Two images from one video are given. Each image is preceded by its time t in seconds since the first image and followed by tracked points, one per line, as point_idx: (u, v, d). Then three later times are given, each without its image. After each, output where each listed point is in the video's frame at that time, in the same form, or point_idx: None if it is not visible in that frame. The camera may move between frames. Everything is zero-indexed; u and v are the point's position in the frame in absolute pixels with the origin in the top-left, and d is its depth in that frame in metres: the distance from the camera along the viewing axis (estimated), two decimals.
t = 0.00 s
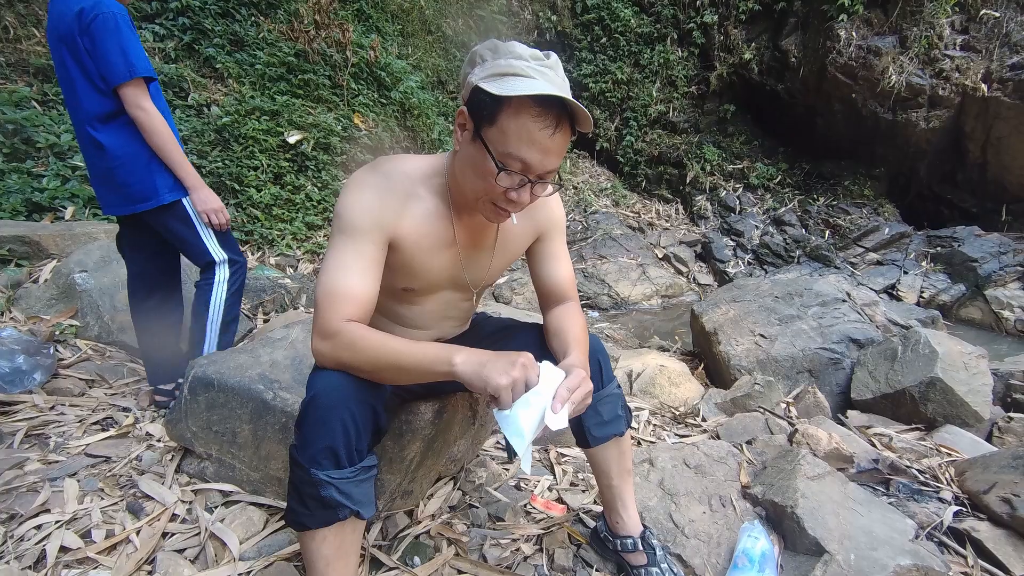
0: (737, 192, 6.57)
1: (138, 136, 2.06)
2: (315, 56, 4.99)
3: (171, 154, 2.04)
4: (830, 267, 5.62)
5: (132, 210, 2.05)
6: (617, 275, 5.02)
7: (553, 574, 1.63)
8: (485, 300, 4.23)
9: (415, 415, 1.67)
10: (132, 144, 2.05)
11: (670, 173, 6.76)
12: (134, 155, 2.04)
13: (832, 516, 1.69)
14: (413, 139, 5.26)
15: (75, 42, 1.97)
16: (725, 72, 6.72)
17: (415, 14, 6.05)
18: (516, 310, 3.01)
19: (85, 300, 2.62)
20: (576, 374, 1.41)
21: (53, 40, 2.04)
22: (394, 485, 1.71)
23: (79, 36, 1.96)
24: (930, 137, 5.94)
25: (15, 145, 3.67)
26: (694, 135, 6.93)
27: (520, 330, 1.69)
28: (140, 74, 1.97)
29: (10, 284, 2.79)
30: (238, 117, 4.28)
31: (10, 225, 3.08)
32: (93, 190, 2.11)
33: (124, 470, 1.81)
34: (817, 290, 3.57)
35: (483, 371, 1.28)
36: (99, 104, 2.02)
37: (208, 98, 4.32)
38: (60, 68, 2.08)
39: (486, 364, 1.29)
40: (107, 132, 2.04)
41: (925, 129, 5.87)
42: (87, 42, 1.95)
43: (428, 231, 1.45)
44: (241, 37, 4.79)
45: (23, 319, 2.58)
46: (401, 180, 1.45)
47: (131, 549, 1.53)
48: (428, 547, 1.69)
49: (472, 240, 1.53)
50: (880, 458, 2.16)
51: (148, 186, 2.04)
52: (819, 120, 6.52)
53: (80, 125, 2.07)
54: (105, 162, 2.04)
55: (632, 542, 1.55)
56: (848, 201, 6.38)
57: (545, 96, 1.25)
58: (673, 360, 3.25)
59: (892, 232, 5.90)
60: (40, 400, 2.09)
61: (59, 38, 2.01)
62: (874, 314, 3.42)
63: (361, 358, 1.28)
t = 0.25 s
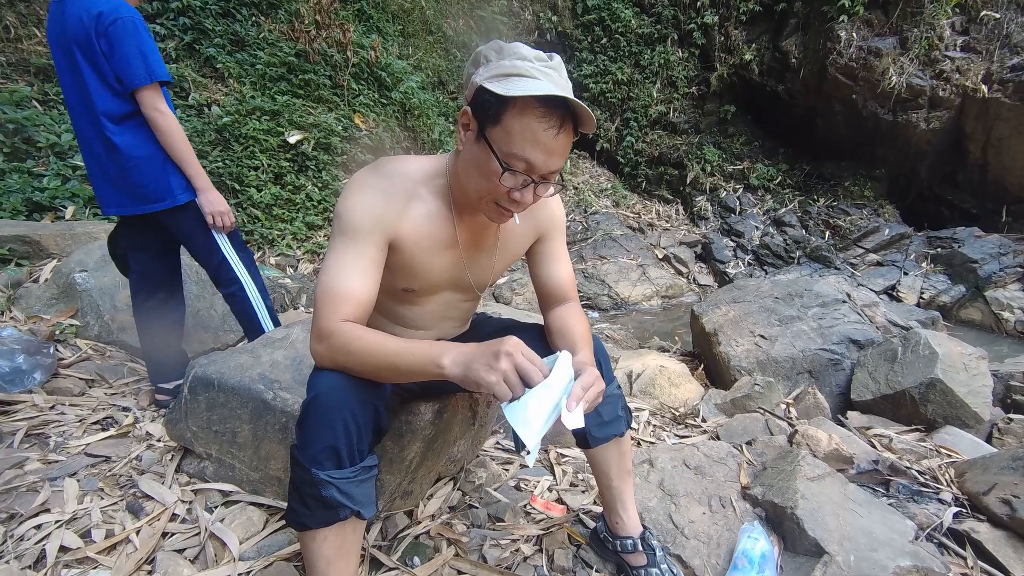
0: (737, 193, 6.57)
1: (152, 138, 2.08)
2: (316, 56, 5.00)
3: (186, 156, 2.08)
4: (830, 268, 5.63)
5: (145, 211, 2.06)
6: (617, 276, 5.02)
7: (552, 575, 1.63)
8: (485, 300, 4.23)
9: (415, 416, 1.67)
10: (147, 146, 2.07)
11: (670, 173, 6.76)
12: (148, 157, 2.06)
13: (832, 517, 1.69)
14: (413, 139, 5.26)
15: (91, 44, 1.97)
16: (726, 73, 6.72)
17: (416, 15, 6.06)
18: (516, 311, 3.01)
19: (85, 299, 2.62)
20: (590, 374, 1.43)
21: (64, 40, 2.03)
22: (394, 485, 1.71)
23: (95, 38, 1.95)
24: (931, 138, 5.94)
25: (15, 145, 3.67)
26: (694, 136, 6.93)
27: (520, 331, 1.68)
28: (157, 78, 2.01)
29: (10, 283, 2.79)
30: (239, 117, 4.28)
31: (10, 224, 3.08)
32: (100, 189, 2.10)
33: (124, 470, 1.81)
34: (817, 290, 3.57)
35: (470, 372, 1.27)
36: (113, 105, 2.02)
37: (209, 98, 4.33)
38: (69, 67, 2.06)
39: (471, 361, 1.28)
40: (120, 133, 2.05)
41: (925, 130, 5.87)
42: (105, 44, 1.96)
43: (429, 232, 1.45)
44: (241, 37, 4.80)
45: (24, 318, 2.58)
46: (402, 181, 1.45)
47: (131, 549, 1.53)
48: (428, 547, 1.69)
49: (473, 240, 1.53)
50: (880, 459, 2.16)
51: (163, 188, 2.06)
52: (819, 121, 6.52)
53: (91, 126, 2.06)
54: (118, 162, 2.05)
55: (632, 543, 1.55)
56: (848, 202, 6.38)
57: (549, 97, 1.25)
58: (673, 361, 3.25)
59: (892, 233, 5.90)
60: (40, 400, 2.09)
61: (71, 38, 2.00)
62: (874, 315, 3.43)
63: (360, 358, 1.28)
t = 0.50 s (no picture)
0: (738, 195, 6.56)
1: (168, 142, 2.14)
2: (317, 59, 5.01)
3: (202, 160, 2.14)
4: (831, 270, 5.62)
5: (159, 211, 2.11)
6: (617, 278, 5.02)
7: None
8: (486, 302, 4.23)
9: (415, 418, 1.67)
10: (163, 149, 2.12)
11: (671, 176, 6.76)
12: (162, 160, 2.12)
13: (833, 520, 1.69)
14: (414, 141, 5.26)
15: (110, 47, 2.00)
16: (726, 75, 6.73)
17: (417, 17, 6.07)
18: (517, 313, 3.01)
19: (86, 301, 2.62)
20: (581, 374, 1.42)
21: (78, 41, 2.04)
22: (394, 487, 1.71)
23: (115, 42, 1.99)
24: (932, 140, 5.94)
25: (17, 147, 3.68)
26: (695, 138, 6.93)
27: (520, 333, 1.68)
28: (175, 84, 2.07)
29: (11, 285, 2.79)
30: (240, 119, 4.29)
31: (12, 226, 3.08)
32: (107, 188, 2.10)
33: (124, 472, 1.81)
34: (818, 293, 3.56)
35: (479, 374, 1.28)
36: (129, 109, 2.07)
37: (210, 100, 4.34)
38: (80, 67, 2.07)
39: (486, 365, 1.29)
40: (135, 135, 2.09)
41: (926, 132, 5.87)
42: (124, 49, 2.00)
43: (429, 234, 1.46)
44: (243, 40, 4.81)
45: (25, 320, 2.58)
46: (402, 183, 1.46)
47: (130, 551, 1.53)
48: (428, 550, 1.68)
49: (472, 243, 1.53)
50: (881, 462, 2.16)
51: (178, 190, 2.12)
52: (820, 123, 6.53)
53: (104, 127, 2.09)
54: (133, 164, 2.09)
55: (632, 546, 1.55)
56: (849, 204, 6.38)
57: (548, 99, 1.25)
58: (674, 363, 3.25)
59: (893, 235, 5.90)
60: (41, 402, 2.09)
61: (86, 39, 2.01)
62: (875, 317, 3.42)
63: (360, 361, 1.28)
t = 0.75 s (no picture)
0: (736, 192, 6.57)
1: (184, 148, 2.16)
2: (313, 59, 5.00)
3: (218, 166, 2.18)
4: (830, 267, 5.62)
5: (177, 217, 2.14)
6: (616, 276, 5.02)
7: None
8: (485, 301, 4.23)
9: (415, 418, 1.66)
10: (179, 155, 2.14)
11: (669, 173, 6.76)
12: (176, 166, 2.14)
13: (834, 516, 1.69)
14: (412, 141, 5.26)
15: (128, 54, 2.00)
16: (723, 72, 6.73)
17: (414, 17, 6.06)
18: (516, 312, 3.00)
19: (84, 304, 2.62)
20: (583, 374, 1.41)
21: (94, 46, 2.02)
22: (394, 488, 1.70)
23: (133, 49, 1.99)
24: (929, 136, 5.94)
25: (13, 149, 3.67)
26: (693, 136, 6.93)
27: (519, 332, 1.68)
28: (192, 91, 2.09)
29: (9, 288, 2.78)
30: (237, 120, 4.28)
31: (9, 229, 3.08)
32: (121, 191, 2.10)
33: (124, 475, 1.81)
34: (817, 289, 3.56)
35: (481, 375, 1.27)
36: (144, 114, 2.08)
37: (207, 101, 4.33)
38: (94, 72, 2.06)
39: (489, 366, 1.28)
40: (150, 142, 2.11)
41: (924, 128, 5.87)
42: (143, 56, 2.00)
43: (428, 234, 1.45)
44: (239, 40, 4.80)
45: (23, 323, 2.57)
46: (400, 183, 1.45)
47: (130, 554, 1.53)
48: (428, 550, 1.68)
49: (471, 242, 1.52)
50: (881, 458, 2.16)
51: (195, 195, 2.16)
52: (818, 120, 6.53)
53: (119, 132, 2.09)
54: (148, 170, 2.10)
55: (633, 544, 1.55)
56: (847, 200, 6.38)
57: (546, 97, 1.25)
58: (674, 360, 3.25)
59: (891, 231, 5.90)
60: (39, 405, 2.09)
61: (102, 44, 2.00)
62: (874, 313, 3.43)
63: (360, 361, 1.28)
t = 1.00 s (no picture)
0: (736, 187, 6.56)
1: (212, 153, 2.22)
2: (312, 55, 4.99)
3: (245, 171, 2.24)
4: (830, 262, 5.62)
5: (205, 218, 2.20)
6: (616, 272, 5.01)
7: (554, 572, 1.63)
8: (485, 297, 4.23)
9: (415, 414, 1.67)
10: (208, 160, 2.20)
11: (669, 169, 6.75)
12: (203, 172, 2.19)
13: (834, 511, 1.69)
14: (411, 137, 5.24)
15: (164, 62, 2.04)
16: (723, 67, 6.72)
17: (412, 12, 6.04)
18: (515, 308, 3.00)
19: (83, 301, 2.61)
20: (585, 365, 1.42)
21: (129, 53, 2.06)
22: (394, 484, 1.71)
23: (169, 58, 2.04)
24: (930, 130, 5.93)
25: (10, 146, 3.66)
26: (692, 131, 6.92)
27: (519, 328, 1.68)
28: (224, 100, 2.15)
29: (7, 286, 2.78)
30: (235, 116, 4.26)
31: (7, 226, 3.07)
32: (151, 193, 2.15)
33: (124, 472, 1.81)
34: (817, 284, 3.56)
35: (468, 369, 1.27)
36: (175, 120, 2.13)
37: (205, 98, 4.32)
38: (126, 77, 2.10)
39: (469, 360, 1.27)
40: (182, 146, 2.16)
41: (924, 123, 5.86)
42: (178, 65, 2.05)
43: (427, 229, 1.45)
44: (237, 36, 4.77)
45: (21, 320, 2.56)
46: (399, 179, 1.45)
47: (131, 551, 1.53)
48: (429, 545, 1.68)
49: (471, 238, 1.52)
50: (881, 453, 2.16)
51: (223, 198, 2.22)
52: (818, 115, 6.51)
53: (151, 137, 2.13)
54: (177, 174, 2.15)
55: (633, 539, 1.55)
56: (847, 195, 6.37)
57: (548, 90, 1.24)
58: (674, 356, 3.25)
59: (891, 227, 5.90)
60: (39, 402, 2.08)
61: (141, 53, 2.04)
62: (874, 308, 3.43)
63: (359, 357, 1.28)
